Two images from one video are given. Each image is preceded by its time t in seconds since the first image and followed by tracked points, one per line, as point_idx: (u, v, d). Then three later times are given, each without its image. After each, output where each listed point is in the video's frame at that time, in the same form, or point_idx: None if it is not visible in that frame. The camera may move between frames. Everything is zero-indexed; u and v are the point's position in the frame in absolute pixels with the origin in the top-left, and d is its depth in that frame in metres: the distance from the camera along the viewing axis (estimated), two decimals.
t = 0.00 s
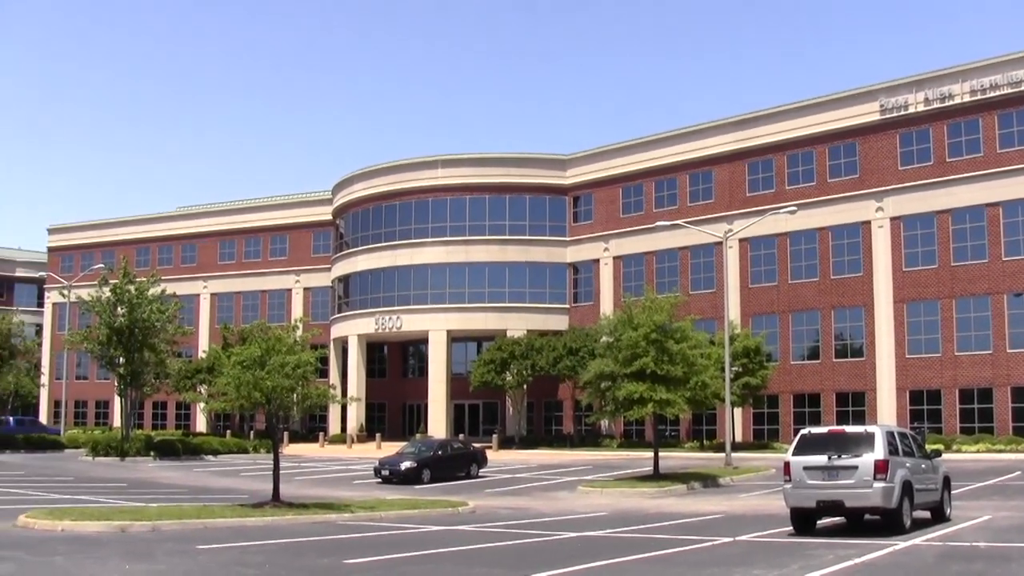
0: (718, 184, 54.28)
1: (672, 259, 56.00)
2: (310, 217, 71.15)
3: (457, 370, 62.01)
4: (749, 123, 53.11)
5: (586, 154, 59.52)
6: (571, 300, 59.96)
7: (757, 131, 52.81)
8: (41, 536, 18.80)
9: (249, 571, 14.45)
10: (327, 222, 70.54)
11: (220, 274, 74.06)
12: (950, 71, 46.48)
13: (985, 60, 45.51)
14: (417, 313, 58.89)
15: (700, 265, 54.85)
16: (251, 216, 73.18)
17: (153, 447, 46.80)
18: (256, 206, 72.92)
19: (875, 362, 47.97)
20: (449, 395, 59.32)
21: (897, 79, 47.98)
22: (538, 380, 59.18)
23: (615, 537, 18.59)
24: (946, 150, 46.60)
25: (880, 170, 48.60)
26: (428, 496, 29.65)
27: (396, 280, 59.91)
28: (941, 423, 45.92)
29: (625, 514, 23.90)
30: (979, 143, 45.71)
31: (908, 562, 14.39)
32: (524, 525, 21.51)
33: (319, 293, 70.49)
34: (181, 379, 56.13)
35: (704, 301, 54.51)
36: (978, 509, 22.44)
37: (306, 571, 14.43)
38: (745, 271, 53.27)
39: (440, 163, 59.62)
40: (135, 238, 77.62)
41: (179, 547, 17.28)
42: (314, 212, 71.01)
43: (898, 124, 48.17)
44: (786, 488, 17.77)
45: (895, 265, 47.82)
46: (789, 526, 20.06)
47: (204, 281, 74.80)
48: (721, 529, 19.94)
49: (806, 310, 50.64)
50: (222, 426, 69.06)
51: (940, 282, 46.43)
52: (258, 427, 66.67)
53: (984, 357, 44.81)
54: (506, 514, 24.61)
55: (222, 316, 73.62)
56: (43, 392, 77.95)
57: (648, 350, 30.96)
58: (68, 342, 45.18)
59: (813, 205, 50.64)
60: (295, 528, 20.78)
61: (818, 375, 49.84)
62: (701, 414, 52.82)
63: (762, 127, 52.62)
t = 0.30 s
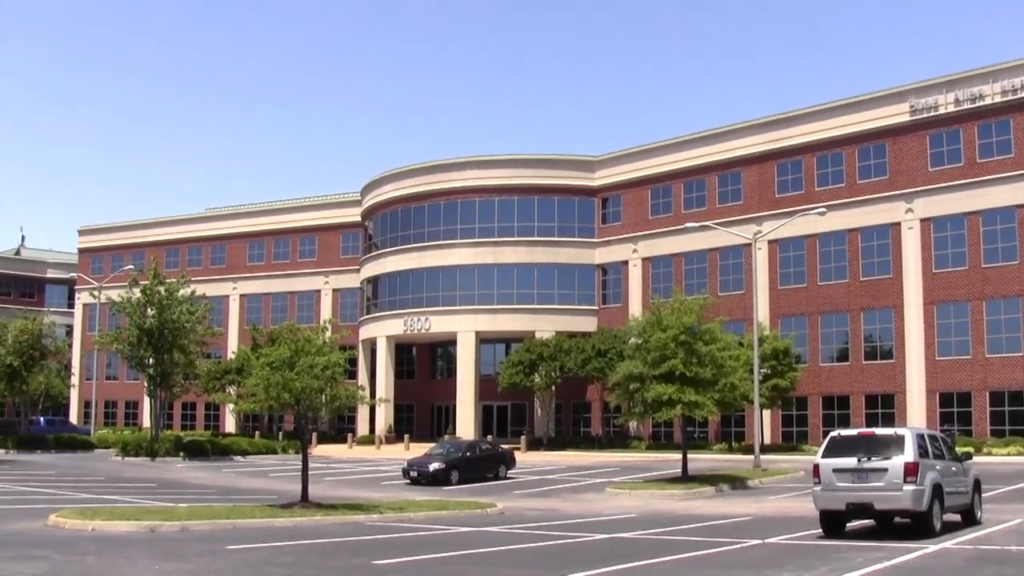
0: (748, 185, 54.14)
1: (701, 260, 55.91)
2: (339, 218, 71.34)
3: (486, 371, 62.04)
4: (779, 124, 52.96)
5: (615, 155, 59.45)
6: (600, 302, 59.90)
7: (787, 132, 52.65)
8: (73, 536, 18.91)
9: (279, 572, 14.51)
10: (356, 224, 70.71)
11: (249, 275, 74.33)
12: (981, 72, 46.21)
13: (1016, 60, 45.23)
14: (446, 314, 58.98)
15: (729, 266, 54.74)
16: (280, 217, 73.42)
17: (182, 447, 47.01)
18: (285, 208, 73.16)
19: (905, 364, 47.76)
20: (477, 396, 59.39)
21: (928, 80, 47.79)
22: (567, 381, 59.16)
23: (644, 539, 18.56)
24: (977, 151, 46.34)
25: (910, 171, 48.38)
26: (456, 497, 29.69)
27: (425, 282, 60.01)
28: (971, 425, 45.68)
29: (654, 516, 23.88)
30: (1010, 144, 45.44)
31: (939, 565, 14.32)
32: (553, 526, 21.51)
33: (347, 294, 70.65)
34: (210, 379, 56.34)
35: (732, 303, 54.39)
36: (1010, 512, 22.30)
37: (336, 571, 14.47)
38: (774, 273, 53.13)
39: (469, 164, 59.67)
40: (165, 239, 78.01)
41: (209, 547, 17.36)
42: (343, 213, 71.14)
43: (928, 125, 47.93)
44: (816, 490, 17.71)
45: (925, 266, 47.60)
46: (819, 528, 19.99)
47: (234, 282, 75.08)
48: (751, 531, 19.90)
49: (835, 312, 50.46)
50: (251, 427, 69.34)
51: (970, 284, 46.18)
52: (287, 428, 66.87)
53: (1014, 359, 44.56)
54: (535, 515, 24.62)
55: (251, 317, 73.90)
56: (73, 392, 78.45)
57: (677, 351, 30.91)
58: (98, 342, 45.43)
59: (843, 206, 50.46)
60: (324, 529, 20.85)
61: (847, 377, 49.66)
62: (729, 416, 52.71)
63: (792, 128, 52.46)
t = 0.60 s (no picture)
0: (773, 185, 54.00)
1: (726, 260, 55.81)
2: (365, 218, 71.48)
3: (511, 370, 62.04)
4: (805, 123, 52.79)
5: (641, 154, 59.37)
6: (625, 301, 59.80)
7: (813, 131, 52.48)
8: (100, 535, 19.01)
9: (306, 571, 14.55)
10: (382, 223, 70.84)
11: (275, 275, 74.56)
12: (1008, 71, 45.94)
13: None
14: (471, 314, 59.05)
15: (755, 266, 54.62)
16: (306, 218, 73.61)
17: (208, 446, 47.18)
18: (311, 208, 73.35)
19: (932, 364, 47.56)
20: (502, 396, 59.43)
21: (955, 79, 47.56)
22: (592, 381, 59.12)
23: (669, 539, 18.53)
24: (1004, 150, 46.08)
25: (936, 170, 48.16)
26: (481, 497, 29.73)
27: (450, 281, 60.09)
28: (999, 426, 45.44)
29: (680, 516, 23.86)
30: None
31: (967, 567, 14.27)
32: (579, 526, 21.51)
33: (373, 294, 70.78)
34: (236, 379, 56.52)
35: (758, 303, 54.27)
36: None
37: (361, 571, 14.49)
38: (800, 272, 52.99)
39: (494, 164, 59.68)
40: (192, 239, 78.33)
41: (235, 546, 17.42)
42: (369, 213, 71.27)
43: (955, 124, 47.69)
44: (842, 491, 17.66)
45: (952, 266, 47.39)
46: (845, 529, 19.92)
47: (259, 282, 75.31)
48: (777, 531, 19.85)
49: (862, 312, 50.30)
50: (277, 426, 69.55)
51: (998, 284, 45.94)
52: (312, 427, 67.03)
53: None
54: (560, 515, 24.63)
55: (277, 316, 74.12)
56: (101, 391, 78.86)
57: (703, 351, 30.85)
58: (125, 341, 45.65)
59: (870, 206, 50.27)
60: (350, 528, 20.90)
61: (874, 378, 49.49)
62: (755, 416, 52.60)
63: (818, 127, 52.29)
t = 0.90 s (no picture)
0: (799, 187, 53.86)
1: (752, 262, 55.70)
2: (390, 223, 71.62)
3: (537, 374, 62.03)
4: (830, 125, 52.66)
5: (665, 157, 59.31)
6: (651, 305, 59.68)
7: (838, 133, 52.34)
8: (129, 539, 19.11)
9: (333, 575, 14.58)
10: (407, 228, 70.96)
11: (301, 280, 74.79)
12: None
13: None
14: (497, 318, 59.11)
15: (780, 268, 54.51)
16: (332, 223, 73.80)
17: (235, 451, 47.33)
18: (337, 213, 73.51)
19: (960, 365, 47.33)
20: (528, 400, 59.44)
21: (982, 78, 47.34)
22: (619, 384, 59.05)
23: (697, 542, 18.49)
24: None
25: (963, 171, 47.94)
26: (508, 500, 29.76)
27: (476, 286, 60.17)
28: None
29: (707, 519, 23.81)
30: None
31: (997, 569, 14.18)
32: (606, 530, 21.48)
33: (399, 299, 70.88)
34: (262, 384, 56.78)
35: (785, 305, 54.14)
36: None
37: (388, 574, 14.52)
38: (826, 274, 52.83)
39: (519, 168, 59.70)
40: (218, 245, 78.64)
41: (263, 550, 17.48)
42: (394, 218, 71.41)
43: (981, 124, 47.44)
44: (871, 493, 17.59)
45: (979, 267, 47.15)
46: (874, 531, 19.84)
47: (285, 288, 75.50)
48: (805, 534, 19.78)
49: (889, 314, 50.12)
50: (304, 431, 69.75)
51: None
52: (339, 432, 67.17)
53: None
54: (587, 518, 24.62)
55: (303, 322, 74.32)
56: (128, 397, 79.24)
57: (730, 354, 30.79)
58: (152, 347, 45.86)
59: (895, 207, 50.08)
60: (378, 533, 20.94)
61: (901, 380, 49.30)
62: (782, 419, 52.45)
63: (843, 128, 52.15)
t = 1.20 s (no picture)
0: (826, 184, 53.69)
1: (780, 260, 55.55)
2: (417, 224, 71.75)
3: (566, 374, 62.04)
4: (857, 121, 52.46)
5: (692, 155, 59.20)
6: (679, 303, 59.58)
7: (865, 129, 52.15)
8: (160, 542, 19.22)
9: None
10: (434, 229, 71.06)
11: (329, 282, 75.00)
12: None
13: None
14: (525, 318, 59.14)
15: (809, 265, 54.35)
16: (359, 225, 73.98)
17: (265, 453, 47.50)
18: (364, 215, 73.67)
19: (990, 361, 47.09)
20: (557, 400, 59.47)
21: (1010, 73, 47.00)
22: (647, 383, 58.98)
23: (727, 541, 18.45)
24: None
25: (991, 165, 47.66)
26: (538, 500, 29.78)
27: (504, 286, 60.24)
28: None
29: (737, 518, 23.78)
30: None
31: None
32: (637, 529, 21.47)
33: (426, 299, 70.97)
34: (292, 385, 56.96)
35: (813, 303, 53.98)
36: None
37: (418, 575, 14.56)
38: (855, 271, 52.65)
39: (545, 167, 59.70)
40: (246, 248, 78.93)
41: (294, 552, 17.55)
42: (421, 220, 71.55)
43: (1010, 118, 47.14)
44: (901, 491, 17.53)
45: (1008, 262, 46.89)
46: (906, 529, 19.75)
47: (314, 290, 75.70)
48: (837, 532, 19.71)
49: (918, 310, 49.91)
50: (333, 432, 69.95)
51: None
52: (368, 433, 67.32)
53: None
54: (617, 517, 24.61)
55: (331, 323, 74.54)
56: (158, 400, 79.62)
57: (758, 352, 30.73)
58: (182, 350, 46.08)
59: (924, 203, 49.84)
60: (408, 533, 20.99)
61: (931, 377, 49.09)
62: (811, 417, 52.30)
63: (870, 124, 51.95)
